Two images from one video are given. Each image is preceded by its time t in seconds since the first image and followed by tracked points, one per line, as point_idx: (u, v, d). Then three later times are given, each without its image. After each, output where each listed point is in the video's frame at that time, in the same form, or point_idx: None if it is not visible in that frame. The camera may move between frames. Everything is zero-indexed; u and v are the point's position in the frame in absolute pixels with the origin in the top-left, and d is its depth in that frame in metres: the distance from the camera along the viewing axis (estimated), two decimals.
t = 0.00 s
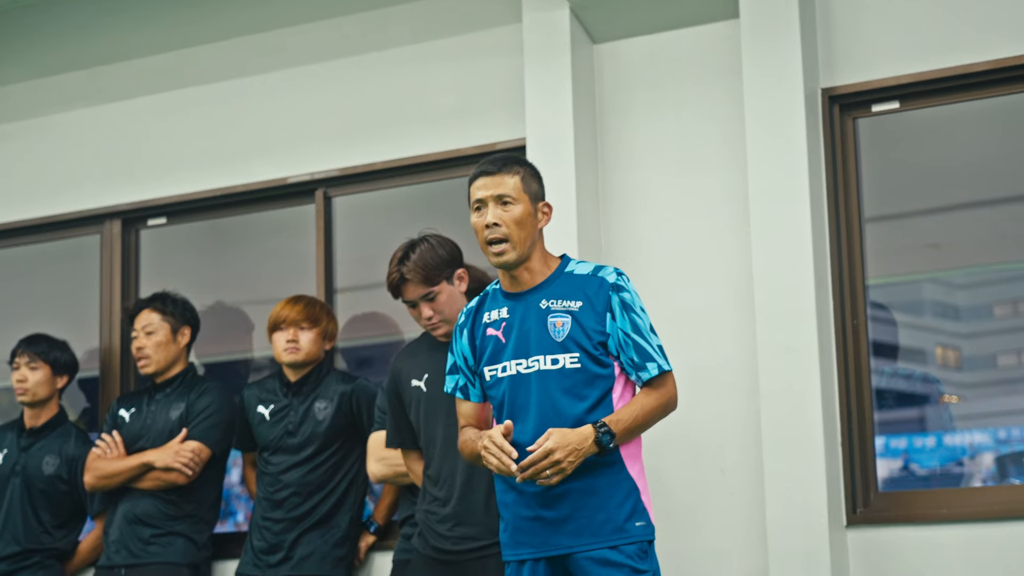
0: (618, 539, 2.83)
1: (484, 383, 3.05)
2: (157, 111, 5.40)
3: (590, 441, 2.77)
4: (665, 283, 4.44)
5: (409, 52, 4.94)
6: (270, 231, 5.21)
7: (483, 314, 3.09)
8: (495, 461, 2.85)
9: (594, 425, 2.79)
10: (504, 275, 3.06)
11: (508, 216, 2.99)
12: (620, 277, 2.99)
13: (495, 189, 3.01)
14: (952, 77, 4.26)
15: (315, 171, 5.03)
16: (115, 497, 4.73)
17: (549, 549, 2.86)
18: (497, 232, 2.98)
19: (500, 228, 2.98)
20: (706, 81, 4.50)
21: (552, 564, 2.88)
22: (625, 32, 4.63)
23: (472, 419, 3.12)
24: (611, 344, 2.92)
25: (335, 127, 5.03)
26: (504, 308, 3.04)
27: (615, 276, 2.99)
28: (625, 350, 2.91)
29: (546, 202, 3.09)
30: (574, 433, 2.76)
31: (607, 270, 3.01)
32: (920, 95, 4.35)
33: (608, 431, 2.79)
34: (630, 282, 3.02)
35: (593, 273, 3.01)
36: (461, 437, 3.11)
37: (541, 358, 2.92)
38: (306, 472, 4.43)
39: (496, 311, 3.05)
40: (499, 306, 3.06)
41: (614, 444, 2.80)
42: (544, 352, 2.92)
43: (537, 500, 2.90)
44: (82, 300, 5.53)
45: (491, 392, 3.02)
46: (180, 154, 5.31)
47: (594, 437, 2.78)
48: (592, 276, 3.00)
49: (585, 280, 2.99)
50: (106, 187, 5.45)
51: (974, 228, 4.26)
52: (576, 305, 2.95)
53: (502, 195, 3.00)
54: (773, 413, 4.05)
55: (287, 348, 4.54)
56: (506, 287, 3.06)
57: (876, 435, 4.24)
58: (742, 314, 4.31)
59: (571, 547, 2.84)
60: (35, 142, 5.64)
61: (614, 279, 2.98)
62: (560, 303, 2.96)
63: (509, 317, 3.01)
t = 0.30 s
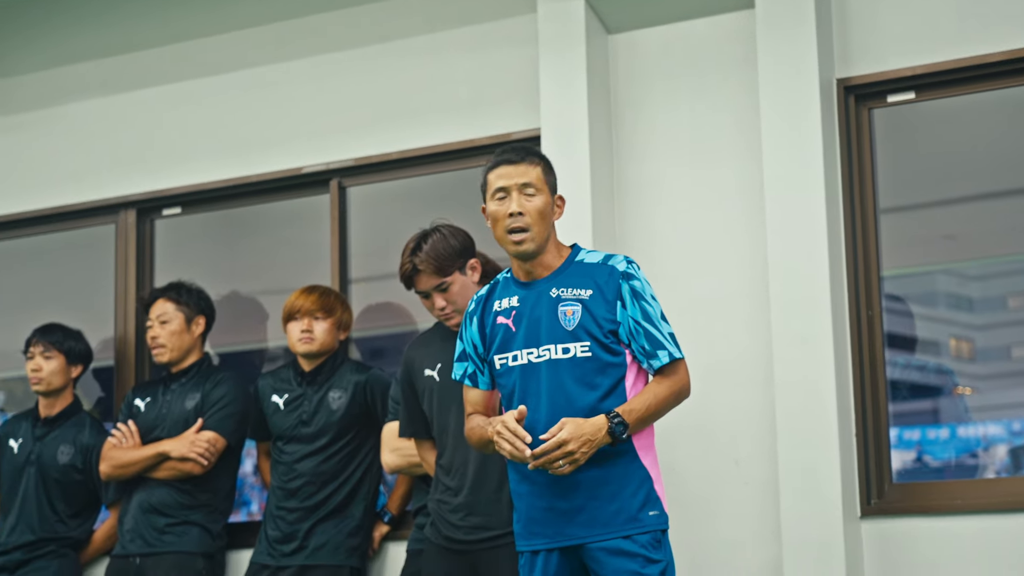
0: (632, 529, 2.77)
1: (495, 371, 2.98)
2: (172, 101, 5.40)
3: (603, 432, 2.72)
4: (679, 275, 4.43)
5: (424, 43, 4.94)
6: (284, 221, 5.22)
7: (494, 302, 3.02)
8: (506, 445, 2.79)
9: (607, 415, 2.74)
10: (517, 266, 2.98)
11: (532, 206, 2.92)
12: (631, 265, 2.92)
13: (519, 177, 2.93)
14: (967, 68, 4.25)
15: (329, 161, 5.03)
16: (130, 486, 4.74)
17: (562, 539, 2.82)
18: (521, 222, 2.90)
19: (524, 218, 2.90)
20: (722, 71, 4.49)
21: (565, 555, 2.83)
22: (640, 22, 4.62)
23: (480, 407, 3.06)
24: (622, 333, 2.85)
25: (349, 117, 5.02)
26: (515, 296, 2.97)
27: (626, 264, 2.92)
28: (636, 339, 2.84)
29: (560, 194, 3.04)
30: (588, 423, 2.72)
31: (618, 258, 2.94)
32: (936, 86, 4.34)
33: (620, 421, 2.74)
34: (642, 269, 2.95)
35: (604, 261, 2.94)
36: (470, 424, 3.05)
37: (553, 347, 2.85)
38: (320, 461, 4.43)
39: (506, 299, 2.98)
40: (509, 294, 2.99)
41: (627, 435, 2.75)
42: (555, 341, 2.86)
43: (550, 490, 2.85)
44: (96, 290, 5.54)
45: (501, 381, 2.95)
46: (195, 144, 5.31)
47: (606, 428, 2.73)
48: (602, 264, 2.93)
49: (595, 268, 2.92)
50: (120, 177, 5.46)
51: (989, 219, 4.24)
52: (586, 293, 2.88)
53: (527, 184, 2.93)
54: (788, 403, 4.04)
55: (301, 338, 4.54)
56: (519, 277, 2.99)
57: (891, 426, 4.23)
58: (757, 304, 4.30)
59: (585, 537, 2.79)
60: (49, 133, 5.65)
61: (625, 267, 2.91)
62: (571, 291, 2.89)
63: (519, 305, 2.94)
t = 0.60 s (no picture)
0: (643, 523, 2.77)
1: (503, 365, 2.98)
2: (181, 95, 5.40)
3: (613, 425, 2.71)
4: (688, 270, 4.43)
5: (434, 37, 4.94)
6: (294, 215, 5.22)
7: (501, 297, 3.00)
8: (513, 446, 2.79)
9: (617, 410, 2.73)
10: (532, 258, 2.95)
11: (564, 200, 2.91)
12: (640, 259, 2.91)
13: (553, 170, 2.92)
14: (977, 64, 4.24)
15: (339, 154, 5.03)
16: (139, 479, 4.75)
17: (573, 533, 2.82)
18: (554, 214, 2.88)
19: (557, 210, 2.89)
20: (732, 65, 4.49)
21: (575, 549, 2.83)
22: (649, 17, 4.61)
23: (488, 403, 3.05)
24: (632, 327, 2.84)
25: (359, 110, 5.03)
26: (523, 290, 2.95)
27: (635, 258, 2.92)
28: (646, 334, 2.84)
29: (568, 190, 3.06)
30: (599, 417, 2.70)
31: (627, 253, 2.93)
32: (946, 81, 4.33)
33: (631, 416, 2.73)
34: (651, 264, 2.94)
35: (613, 256, 2.93)
36: (476, 421, 3.05)
37: (564, 341, 2.84)
38: (329, 455, 4.44)
39: (514, 294, 2.96)
40: (517, 288, 2.97)
41: (637, 429, 2.74)
42: (566, 335, 2.85)
43: (560, 484, 2.85)
44: (107, 283, 5.55)
45: (510, 375, 2.94)
46: (205, 137, 5.32)
47: (617, 422, 2.72)
48: (612, 259, 2.92)
49: (605, 263, 2.91)
50: (131, 170, 5.46)
51: (999, 215, 4.23)
52: (597, 288, 2.87)
53: (560, 178, 2.92)
54: (797, 399, 4.04)
55: (310, 332, 4.55)
56: (531, 268, 2.96)
57: (899, 422, 4.22)
58: (766, 299, 4.30)
59: (596, 532, 2.79)
60: (59, 126, 5.65)
61: (635, 262, 2.90)
62: (582, 286, 2.88)
63: (528, 300, 2.93)
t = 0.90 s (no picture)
0: (657, 516, 2.77)
1: (514, 358, 2.96)
2: (192, 87, 5.41)
3: (630, 423, 2.70)
4: (698, 264, 4.43)
5: (444, 30, 4.94)
6: (303, 208, 5.23)
7: (514, 289, 2.99)
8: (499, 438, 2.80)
9: (634, 406, 2.72)
10: (546, 250, 2.96)
11: (579, 192, 2.92)
12: (656, 254, 2.91)
13: (569, 162, 2.93)
14: (988, 59, 4.22)
15: (349, 148, 5.04)
16: (148, 472, 4.76)
17: (586, 526, 2.82)
18: (569, 205, 2.89)
19: (572, 201, 2.89)
20: (742, 59, 4.48)
21: (587, 542, 2.83)
22: (660, 11, 4.61)
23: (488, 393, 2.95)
24: (647, 321, 2.85)
25: (369, 104, 5.03)
26: (537, 283, 2.96)
27: (650, 252, 2.92)
28: (661, 328, 2.84)
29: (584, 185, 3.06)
30: (617, 415, 2.69)
31: (642, 247, 2.93)
32: (957, 75, 4.31)
33: (648, 411, 2.73)
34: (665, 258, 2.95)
35: (628, 250, 2.93)
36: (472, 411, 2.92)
37: (579, 334, 2.84)
38: (339, 448, 4.44)
39: (528, 286, 2.96)
40: (531, 281, 2.97)
41: (653, 423, 2.75)
42: (582, 329, 2.85)
43: (572, 478, 2.84)
44: (117, 275, 5.56)
45: (522, 368, 2.93)
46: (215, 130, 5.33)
47: (634, 418, 2.71)
48: (627, 253, 2.92)
49: (621, 257, 2.91)
50: (141, 163, 5.47)
51: (1009, 210, 4.21)
52: (613, 282, 2.87)
53: (575, 170, 2.93)
54: (807, 393, 4.04)
55: (320, 325, 4.55)
56: (545, 261, 2.96)
57: (909, 417, 4.22)
58: (777, 293, 4.30)
59: (609, 525, 2.79)
60: (70, 119, 5.66)
61: (650, 256, 2.90)
62: (597, 280, 2.88)
63: (543, 293, 2.93)
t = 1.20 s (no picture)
0: (668, 511, 2.78)
1: (523, 350, 2.95)
2: (199, 82, 5.41)
3: (643, 417, 2.71)
4: (705, 260, 4.42)
5: (452, 26, 4.94)
6: (310, 203, 5.23)
7: (524, 281, 2.99)
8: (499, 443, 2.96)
9: (647, 401, 2.74)
10: (560, 244, 2.96)
11: (597, 186, 2.93)
12: (669, 250, 2.92)
13: (587, 155, 2.93)
14: (996, 54, 4.21)
15: (356, 143, 5.04)
16: (155, 467, 4.78)
17: (596, 521, 2.81)
18: (587, 199, 2.89)
19: (591, 195, 2.89)
20: (749, 55, 4.47)
21: (598, 537, 2.83)
22: (667, 6, 4.60)
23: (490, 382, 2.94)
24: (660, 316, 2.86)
25: (376, 99, 5.03)
26: (549, 276, 2.95)
27: (663, 248, 2.93)
28: (673, 324, 2.86)
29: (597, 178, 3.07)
30: (630, 409, 2.71)
31: (654, 242, 2.94)
32: (964, 71, 4.30)
33: (660, 407, 2.74)
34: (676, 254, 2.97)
35: (641, 245, 2.94)
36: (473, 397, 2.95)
37: (593, 328, 2.85)
38: (345, 443, 4.45)
39: (539, 279, 2.96)
40: (543, 274, 2.96)
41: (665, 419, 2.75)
42: (595, 323, 2.85)
43: (584, 472, 2.84)
44: (124, 270, 5.57)
45: (531, 361, 2.92)
46: (222, 125, 5.33)
47: (647, 414, 2.72)
48: (640, 248, 2.93)
49: (634, 252, 2.92)
50: (148, 158, 5.48)
51: (1016, 206, 4.20)
52: (627, 277, 2.88)
53: (593, 164, 2.93)
54: (813, 389, 4.04)
55: (326, 321, 4.57)
56: (557, 254, 2.96)
57: (915, 414, 4.21)
58: (784, 289, 4.29)
59: (621, 519, 2.79)
60: (77, 113, 5.66)
61: (664, 252, 2.91)
62: (611, 274, 2.89)
63: (555, 286, 2.92)
